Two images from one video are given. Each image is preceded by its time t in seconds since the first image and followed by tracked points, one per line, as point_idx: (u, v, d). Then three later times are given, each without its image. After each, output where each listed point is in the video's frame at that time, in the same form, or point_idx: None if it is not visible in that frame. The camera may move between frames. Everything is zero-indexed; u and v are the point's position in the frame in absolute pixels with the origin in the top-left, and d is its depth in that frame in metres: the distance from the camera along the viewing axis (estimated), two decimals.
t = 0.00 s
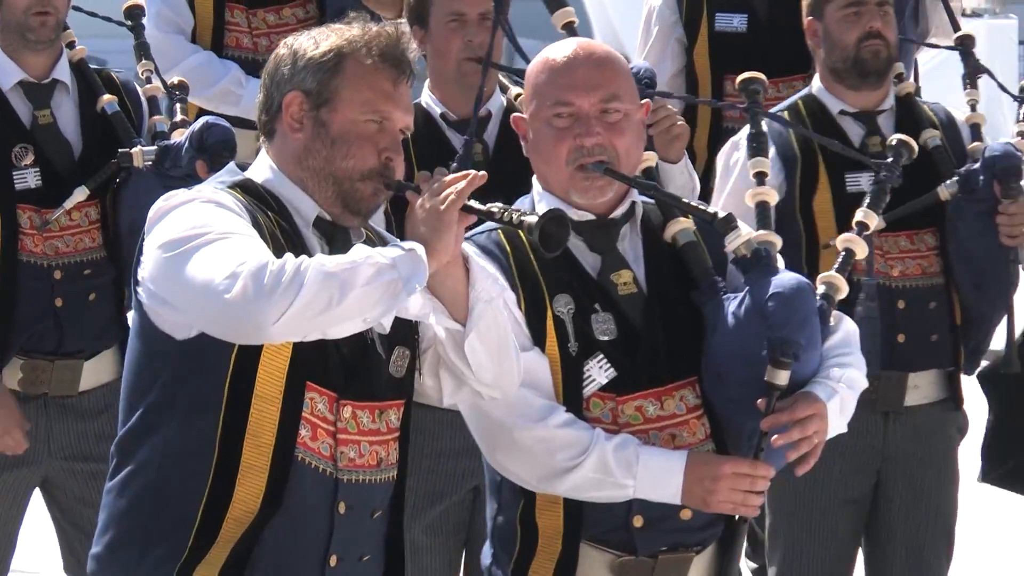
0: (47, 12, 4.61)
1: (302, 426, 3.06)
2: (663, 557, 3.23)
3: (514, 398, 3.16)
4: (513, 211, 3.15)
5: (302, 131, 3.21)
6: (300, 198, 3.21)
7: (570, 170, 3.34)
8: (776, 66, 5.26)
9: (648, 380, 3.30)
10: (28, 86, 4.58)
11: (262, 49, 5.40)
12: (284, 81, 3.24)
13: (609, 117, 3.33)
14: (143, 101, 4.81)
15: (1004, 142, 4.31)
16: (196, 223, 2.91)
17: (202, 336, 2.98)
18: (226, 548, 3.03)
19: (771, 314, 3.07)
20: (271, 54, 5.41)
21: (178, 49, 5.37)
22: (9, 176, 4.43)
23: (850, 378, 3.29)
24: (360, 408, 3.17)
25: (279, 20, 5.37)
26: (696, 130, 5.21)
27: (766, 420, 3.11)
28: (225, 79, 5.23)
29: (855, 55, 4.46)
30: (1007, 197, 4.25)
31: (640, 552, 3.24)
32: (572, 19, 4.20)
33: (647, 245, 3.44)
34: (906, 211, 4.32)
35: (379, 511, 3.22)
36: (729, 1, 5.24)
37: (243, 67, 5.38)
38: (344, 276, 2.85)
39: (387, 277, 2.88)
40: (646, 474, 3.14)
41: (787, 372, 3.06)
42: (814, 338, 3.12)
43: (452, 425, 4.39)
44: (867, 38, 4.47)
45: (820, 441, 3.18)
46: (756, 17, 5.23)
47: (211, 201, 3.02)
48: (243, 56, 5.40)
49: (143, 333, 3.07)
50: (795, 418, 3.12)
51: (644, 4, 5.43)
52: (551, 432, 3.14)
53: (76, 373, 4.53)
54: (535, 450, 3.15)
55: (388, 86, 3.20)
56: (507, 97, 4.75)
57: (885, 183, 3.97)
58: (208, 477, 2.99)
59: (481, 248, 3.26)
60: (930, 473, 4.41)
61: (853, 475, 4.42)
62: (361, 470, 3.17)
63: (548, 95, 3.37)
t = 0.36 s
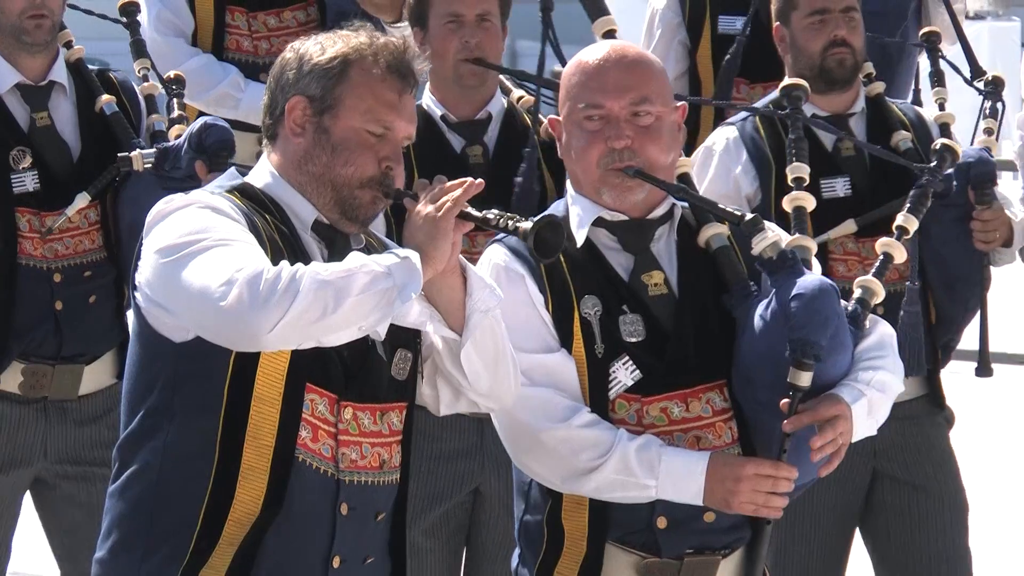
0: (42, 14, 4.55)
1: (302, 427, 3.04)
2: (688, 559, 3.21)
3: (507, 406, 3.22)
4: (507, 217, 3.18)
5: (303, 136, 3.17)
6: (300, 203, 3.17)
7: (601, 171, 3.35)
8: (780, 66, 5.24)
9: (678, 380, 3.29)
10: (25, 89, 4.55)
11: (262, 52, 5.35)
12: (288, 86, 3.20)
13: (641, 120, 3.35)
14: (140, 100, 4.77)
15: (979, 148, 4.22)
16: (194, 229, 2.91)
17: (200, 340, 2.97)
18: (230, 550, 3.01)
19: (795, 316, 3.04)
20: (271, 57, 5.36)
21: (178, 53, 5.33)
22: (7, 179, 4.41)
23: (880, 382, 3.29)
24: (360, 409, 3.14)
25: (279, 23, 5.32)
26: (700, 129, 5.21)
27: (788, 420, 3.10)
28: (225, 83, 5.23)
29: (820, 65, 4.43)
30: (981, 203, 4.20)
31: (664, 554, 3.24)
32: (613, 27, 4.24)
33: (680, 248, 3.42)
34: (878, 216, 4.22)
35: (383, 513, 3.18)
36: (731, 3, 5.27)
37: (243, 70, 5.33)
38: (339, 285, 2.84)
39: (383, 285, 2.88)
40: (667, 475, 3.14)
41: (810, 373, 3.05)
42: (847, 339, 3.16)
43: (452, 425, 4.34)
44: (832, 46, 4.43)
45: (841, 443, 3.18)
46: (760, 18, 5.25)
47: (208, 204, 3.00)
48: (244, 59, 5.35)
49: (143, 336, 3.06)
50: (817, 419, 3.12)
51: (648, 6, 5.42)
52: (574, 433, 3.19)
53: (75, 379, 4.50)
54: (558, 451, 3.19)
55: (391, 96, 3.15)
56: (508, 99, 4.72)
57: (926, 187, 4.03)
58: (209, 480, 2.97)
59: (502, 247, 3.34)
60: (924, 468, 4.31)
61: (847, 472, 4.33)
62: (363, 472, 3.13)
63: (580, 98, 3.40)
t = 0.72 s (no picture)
0: (46, 15, 4.58)
1: (302, 430, 3.04)
2: (693, 559, 3.24)
3: (502, 417, 3.26)
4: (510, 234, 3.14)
5: (308, 140, 3.17)
6: (300, 206, 3.16)
7: (613, 171, 3.36)
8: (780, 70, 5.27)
9: (682, 381, 3.31)
10: (29, 92, 4.57)
11: (263, 53, 5.35)
12: (293, 89, 3.21)
13: (652, 121, 3.37)
14: (145, 99, 4.78)
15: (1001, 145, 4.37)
16: (196, 233, 2.91)
17: (201, 343, 2.97)
18: (231, 554, 3.00)
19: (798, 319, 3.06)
20: (272, 58, 5.36)
21: (180, 53, 5.33)
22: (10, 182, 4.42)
23: (886, 384, 3.28)
24: (361, 413, 3.15)
25: (280, 24, 5.32)
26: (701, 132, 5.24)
27: (791, 424, 3.10)
28: (226, 83, 5.22)
29: (852, 67, 4.47)
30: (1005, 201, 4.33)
31: (669, 554, 3.26)
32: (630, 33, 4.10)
33: (691, 249, 3.43)
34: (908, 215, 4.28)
35: (384, 517, 3.18)
36: (733, 6, 5.29)
37: (244, 71, 5.34)
38: (340, 295, 2.87)
39: (383, 296, 2.90)
40: (671, 477, 3.15)
41: (814, 377, 3.06)
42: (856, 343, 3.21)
43: (455, 427, 4.33)
44: (866, 47, 4.47)
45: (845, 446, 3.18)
46: (761, 22, 5.28)
47: (209, 208, 3.00)
48: (245, 61, 5.35)
49: (144, 342, 3.05)
50: (819, 422, 3.12)
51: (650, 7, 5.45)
52: (580, 433, 3.20)
53: (79, 381, 4.52)
54: (562, 450, 3.21)
55: (397, 102, 3.16)
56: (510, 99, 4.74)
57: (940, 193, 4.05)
58: (209, 481, 2.96)
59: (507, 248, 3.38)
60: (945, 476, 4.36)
61: (869, 475, 4.36)
62: (365, 475, 3.14)
63: (592, 98, 3.42)
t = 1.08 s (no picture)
0: (56, 15, 4.68)
1: (303, 430, 3.04)
2: (694, 560, 3.24)
3: (507, 404, 3.24)
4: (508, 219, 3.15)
5: (299, 137, 3.16)
6: (297, 204, 3.17)
7: (616, 172, 3.36)
8: (781, 70, 5.28)
9: (683, 382, 3.31)
10: (37, 91, 4.67)
11: (265, 53, 5.36)
12: (283, 86, 3.19)
13: (656, 122, 3.36)
14: (152, 103, 4.91)
15: None
16: (192, 233, 2.91)
17: (202, 343, 2.97)
18: (234, 555, 3.00)
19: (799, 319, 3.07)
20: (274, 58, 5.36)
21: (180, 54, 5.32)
22: (19, 182, 4.52)
23: (889, 387, 3.29)
24: (363, 411, 3.14)
25: (283, 24, 5.33)
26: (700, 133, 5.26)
27: (792, 426, 3.11)
28: (227, 85, 5.22)
29: (904, 70, 4.60)
30: None
31: (669, 555, 3.27)
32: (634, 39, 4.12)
33: (695, 253, 3.44)
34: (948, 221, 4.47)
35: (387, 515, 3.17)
36: (732, 7, 5.30)
37: (247, 71, 5.34)
38: (338, 285, 2.86)
39: (381, 284, 2.90)
40: (672, 486, 3.16)
41: (816, 379, 3.05)
42: (857, 346, 3.21)
43: (453, 427, 4.37)
44: (919, 55, 4.59)
45: (846, 450, 3.18)
46: (759, 22, 5.29)
47: (207, 208, 3.00)
48: (247, 61, 5.36)
49: (145, 344, 3.05)
50: (821, 426, 3.12)
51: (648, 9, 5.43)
52: (582, 435, 3.20)
53: (89, 381, 4.64)
54: (565, 454, 3.21)
55: (388, 93, 3.15)
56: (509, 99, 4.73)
57: (943, 203, 4.04)
58: (212, 483, 2.97)
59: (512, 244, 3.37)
60: (965, 482, 4.49)
61: (889, 477, 4.53)
62: (367, 474, 3.13)
63: (595, 99, 3.41)
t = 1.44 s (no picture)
0: (56, 15, 4.70)
1: (302, 432, 3.04)
2: (692, 560, 3.25)
3: (502, 412, 3.26)
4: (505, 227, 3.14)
5: (303, 139, 3.16)
6: (298, 206, 3.17)
7: (619, 171, 3.36)
8: (778, 70, 5.29)
9: (684, 383, 3.32)
10: (37, 91, 4.68)
11: (264, 53, 5.36)
12: (288, 87, 3.20)
13: (661, 122, 3.37)
14: (152, 104, 4.92)
15: None
16: (192, 235, 2.91)
17: (200, 344, 2.97)
18: (233, 556, 3.01)
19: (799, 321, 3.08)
20: (272, 58, 5.36)
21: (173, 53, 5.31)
22: (17, 181, 4.54)
23: (891, 390, 3.29)
24: (361, 414, 3.14)
25: (280, 24, 5.33)
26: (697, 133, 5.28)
27: (792, 428, 3.13)
28: (218, 83, 5.22)
29: (932, 73, 4.62)
30: None
31: (667, 555, 3.27)
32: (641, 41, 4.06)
33: (696, 253, 3.44)
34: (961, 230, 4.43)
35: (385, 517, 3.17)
36: (728, 7, 5.30)
37: (243, 71, 5.34)
38: (336, 291, 2.86)
39: (379, 291, 2.90)
40: (671, 479, 3.16)
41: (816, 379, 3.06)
42: (860, 348, 3.23)
43: (450, 429, 4.37)
44: (946, 57, 4.62)
45: (846, 452, 3.19)
46: (755, 22, 5.30)
47: (206, 209, 3.00)
48: (245, 61, 5.35)
49: (144, 344, 3.04)
50: (821, 427, 3.13)
51: (643, 10, 5.43)
52: (581, 434, 3.21)
53: (87, 382, 4.65)
54: (564, 453, 3.22)
55: (393, 99, 3.15)
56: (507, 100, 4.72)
57: (949, 203, 3.99)
58: (211, 483, 2.98)
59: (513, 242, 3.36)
60: (965, 480, 4.52)
61: (888, 477, 4.56)
62: (365, 475, 3.13)
63: (602, 100, 3.42)
